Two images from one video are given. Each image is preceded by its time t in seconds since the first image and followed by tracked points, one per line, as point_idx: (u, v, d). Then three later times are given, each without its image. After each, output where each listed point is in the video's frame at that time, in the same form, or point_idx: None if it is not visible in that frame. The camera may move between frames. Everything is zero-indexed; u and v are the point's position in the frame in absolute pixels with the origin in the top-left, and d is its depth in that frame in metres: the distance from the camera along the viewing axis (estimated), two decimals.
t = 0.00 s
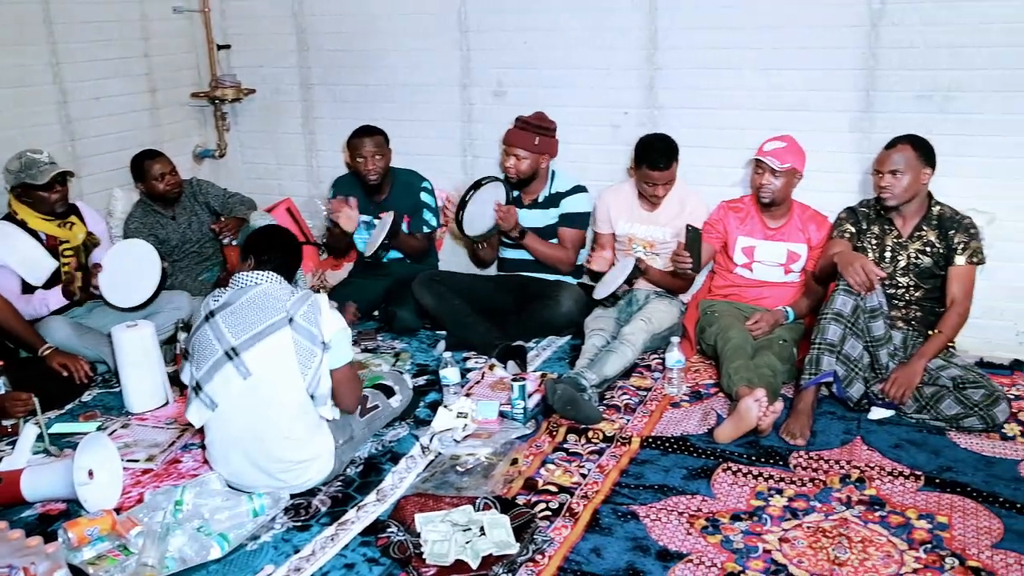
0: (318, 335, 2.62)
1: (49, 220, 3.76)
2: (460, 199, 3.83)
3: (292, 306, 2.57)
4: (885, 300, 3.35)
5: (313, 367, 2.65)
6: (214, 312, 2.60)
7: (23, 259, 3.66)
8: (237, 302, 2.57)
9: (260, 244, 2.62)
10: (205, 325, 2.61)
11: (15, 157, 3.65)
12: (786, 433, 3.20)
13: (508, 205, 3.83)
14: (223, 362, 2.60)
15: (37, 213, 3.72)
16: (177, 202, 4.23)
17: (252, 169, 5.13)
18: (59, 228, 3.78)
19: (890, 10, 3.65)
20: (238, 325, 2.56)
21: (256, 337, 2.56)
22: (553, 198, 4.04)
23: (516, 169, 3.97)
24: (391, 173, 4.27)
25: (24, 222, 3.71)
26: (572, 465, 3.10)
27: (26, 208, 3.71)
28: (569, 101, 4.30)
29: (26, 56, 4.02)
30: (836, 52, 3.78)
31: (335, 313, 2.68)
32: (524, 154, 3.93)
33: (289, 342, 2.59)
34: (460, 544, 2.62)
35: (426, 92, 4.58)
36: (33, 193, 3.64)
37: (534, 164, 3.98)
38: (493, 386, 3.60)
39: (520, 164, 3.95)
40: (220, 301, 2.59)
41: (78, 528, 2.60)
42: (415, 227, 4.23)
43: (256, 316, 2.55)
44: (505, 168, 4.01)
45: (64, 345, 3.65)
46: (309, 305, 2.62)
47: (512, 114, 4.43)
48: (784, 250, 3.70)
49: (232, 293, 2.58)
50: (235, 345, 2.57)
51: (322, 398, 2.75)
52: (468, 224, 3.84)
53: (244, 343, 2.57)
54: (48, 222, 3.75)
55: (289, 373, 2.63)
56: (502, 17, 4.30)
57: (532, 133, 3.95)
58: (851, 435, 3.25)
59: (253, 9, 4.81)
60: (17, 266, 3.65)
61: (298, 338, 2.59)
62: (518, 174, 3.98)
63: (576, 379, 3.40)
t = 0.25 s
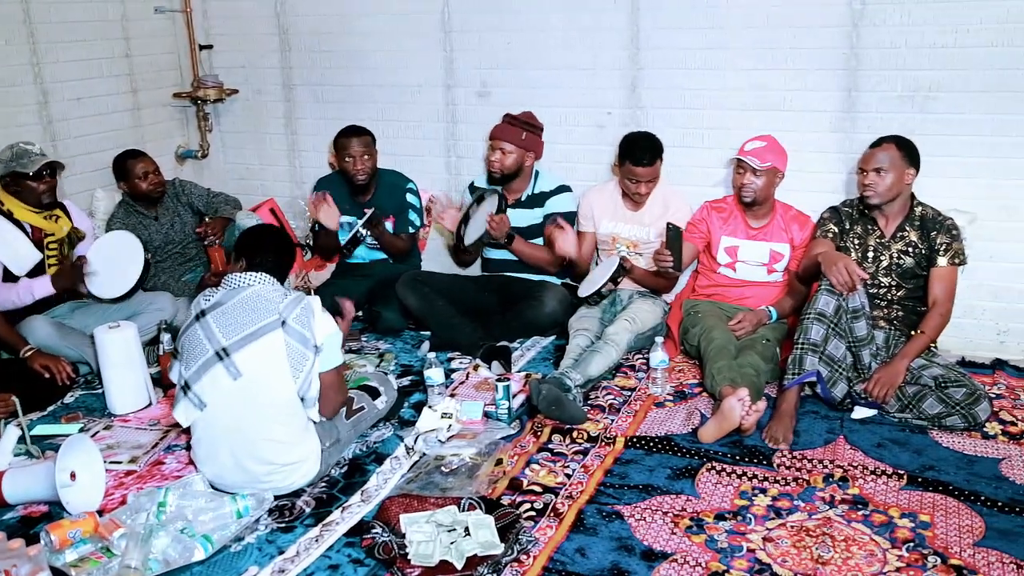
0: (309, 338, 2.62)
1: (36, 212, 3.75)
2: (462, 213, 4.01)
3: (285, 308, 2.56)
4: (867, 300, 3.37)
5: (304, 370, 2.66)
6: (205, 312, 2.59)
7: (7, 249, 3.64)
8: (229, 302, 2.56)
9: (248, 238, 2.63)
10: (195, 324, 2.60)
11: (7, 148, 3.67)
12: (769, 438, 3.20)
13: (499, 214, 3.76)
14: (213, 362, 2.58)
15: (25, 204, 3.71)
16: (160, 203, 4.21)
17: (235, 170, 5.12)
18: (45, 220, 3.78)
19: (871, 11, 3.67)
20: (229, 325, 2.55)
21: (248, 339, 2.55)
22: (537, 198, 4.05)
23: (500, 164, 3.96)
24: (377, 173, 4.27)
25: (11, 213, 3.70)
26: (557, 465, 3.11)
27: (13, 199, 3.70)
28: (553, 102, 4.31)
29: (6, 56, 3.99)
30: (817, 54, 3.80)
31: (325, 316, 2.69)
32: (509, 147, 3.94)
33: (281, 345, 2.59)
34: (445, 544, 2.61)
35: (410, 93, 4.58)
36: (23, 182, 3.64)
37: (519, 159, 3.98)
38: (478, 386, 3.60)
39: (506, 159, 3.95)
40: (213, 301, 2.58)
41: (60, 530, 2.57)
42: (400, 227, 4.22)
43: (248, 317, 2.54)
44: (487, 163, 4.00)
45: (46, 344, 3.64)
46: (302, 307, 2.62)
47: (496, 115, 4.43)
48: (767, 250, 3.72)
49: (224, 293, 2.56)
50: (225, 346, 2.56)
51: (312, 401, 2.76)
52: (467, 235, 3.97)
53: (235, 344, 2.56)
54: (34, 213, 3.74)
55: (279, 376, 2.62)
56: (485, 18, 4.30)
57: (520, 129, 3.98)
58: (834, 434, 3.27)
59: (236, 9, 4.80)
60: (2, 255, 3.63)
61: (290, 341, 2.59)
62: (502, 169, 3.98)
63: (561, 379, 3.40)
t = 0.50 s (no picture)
0: (299, 340, 2.60)
1: (51, 209, 3.84)
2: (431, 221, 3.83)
3: (275, 310, 2.54)
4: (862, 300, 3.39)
5: (294, 372, 2.64)
6: (196, 313, 2.58)
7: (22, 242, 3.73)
8: (220, 304, 2.54)
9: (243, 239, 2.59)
10: (187, 326, 2.59)
11: (33, 146, 3.80)
12: (764, 433, 3.22)
13: (480, 219, 3.85)
14: (204, 364, 2.58)
15: (44, 200, 3.80)
16: (155, 204, 4.21)
17: (228, 170, 5.11)
18: (60, 219, 3.88)
19: (864, 11, 3.68)
20: (219, 327, 2.54)
21: (237, 341, 2.54)
22: (531, 198, 4.05)
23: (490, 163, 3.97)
24: (370, 174, 4.26)
25: (26, 205, 3.78)
26: (551, 465, 3.11)
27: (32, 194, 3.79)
28: (547, 101, 4.31)
29: None
30: (810, 54, 3.81)
31: (317, 317, 2.65)
32: (500, 147, 3.95)
33: (270, 347, 2.57)
34: (440, 545, 2.61)
35: (404, 93, 4.58)
36: (45, 176, 3.73)
37: (509, 160, 3.99)
38: (472, 387, 3.60)
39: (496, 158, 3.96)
40: (203, 303, 2.57)
41: (54, 532, 2.55)
42: (394, 228, 4.22)
43: (237, 319, 2.53)
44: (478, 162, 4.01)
45: (39, 342, 3.63)
46: (293, 309, 2.59)
47: (490, 115, 4.43)
48: (761, 250, 3.72)
49: (215, 295, 2.55)
50: (215, 348, 2.55)
51: (303, 405, 2.71)
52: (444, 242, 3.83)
53: (225, 346, 2.55)
54: (49, 210, 3.83)
55: (269, 378, 2.61)
56: (479, 18, 4.30)
57: (511, 129, 3.99)
58: (828, 434, 3.28)
59: (229, 9, 4.79)
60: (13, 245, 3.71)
61: (279, 344, 2.57)
62: (491, 169, 3.98)
63: (555, 379, 3.40)
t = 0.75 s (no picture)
0: (290, 339, 2.63)
1: (67, 207, 3.87)
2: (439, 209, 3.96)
3: (262, 310, 2.57)
4: (854, 300, 3.37)
5: (286, 371, 2.67)
6: (182, 318, 2.59)
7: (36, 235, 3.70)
8: (206, 308, 2.55)
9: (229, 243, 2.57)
10: (173, 332, 2.59)
11: (56, 147, 3.88)
12: (757, 437, 3.21)
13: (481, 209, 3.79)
14: (194, 369, 2.58)
15: (61, 197, 3.83)
16: (149, 206, 4.19)
17: (221, 171, 5.10)
18: (75, 218, 3.90)
19: (857, 11, 3.69)
20: (207, 331, 2.54)
21: (227, 343, 2.55)
22: (523, 195, 4.06)
23: (483, 160, 3.99)
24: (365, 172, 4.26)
25: (42, 201, 3.81)
26: (546, 465, 3.11)
27: (49, 190, 3.82)
28: (540, 101, 4.31)
29: None
30: (803, 54, 3.81)
31: (304, 315, 2.69)
32: (494, 143, 3.96)
33: (261, 348, 2.59)
34: (434, 545, 2.61)
35: (397, 93, 4.58)
36: (63, 175, 3.79)
37: (503, 155, 3.99)
38: (466, 387, 3.60)
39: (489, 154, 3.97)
40: (189, 307, 2.57)
41: (47, 534, 2.54)
42: (388, 227, 4.21)
43: (225, 322, 2.54)
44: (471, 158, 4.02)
45: (33, 338, 3.61)
46: (280, 309, 2.62)
47: (484, 115, 4.43)
48: (755, 250, 3.73)
49: (200, 299, 2.56)
50: (205, 352, 2.56)
51: (295, 402, 2.78)
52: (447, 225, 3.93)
53: (215, 349, 2.55)
54: (65, 208, 3.85)
55: (261, 379, 2.62)
56: (473, 18, 4.30)
57: (504, 124, 4.00)
58: (822, 433, 3.28)
59: (222, 9, 4.78)
60: (26, 237, 3.68)
61: (270, 343, 2.59)
62: (485, 163, 3.99)
63: (549, 380, 3.40)
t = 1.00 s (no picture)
0: (270, 337, 2.59)
1: (71, 209, 3.89)
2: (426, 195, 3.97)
3: (242, 309, 2.55)
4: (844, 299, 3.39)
5: (268, 370, 2.63)
6: (162, 320, 2.57)
7: (41, 233, 3.70)
8: (185, 309, 2.54)
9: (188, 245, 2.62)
10: (153, 334, 2.57)
11: (65, 149, 3.93)
12: (748, 433, 3.23)
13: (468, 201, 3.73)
14: (176, 371, 2.56)
15: (66, 197, 3.86)
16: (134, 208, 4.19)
17: (211, 172, 5.09)
18: (78, 220, 3.91)
19: (845, 11, 3.70)
20: (187, 332, 2.53)
21: (208, 344, 2.53)
22: (513, 196, 4.05)
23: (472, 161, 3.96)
24: (354, 173, 4.25)
25: (47, 200, 3.85)
26: (536, 465, 3.11)
27: (53, 191, 3.86)
28: (530, 102, 4.31)
29: None
30: (791, 54, 3.83)
31: (285, 313, 2.65)
32: (481, 144, 3.95)
33: (241, 348, 2.57)
34: (425, 546, 2.60)
35: (387, 93, 4.57)
36: (68, 175, 3.83)
37: (490, 156, 3.98)
38: (456, 387, 3.60)
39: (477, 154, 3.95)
40: (168, 309, 2.56)
41: (35, 537, 2.53)
42: (377, 228, 4.22)
43: (205, 323, 2.53)
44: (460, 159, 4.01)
45: (22, 335, 3.62)
46: (260, 307, 2.59)
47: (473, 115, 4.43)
48: (745, 250, 3.74)
49: (179, 300, 2.55)
50: (186, 353, 2.55)
51: (279, 401, 2.72)
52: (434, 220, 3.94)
53: (196, 350, 2.54)
54: (69, 209, 3.88)
55: (244, 378, 2.61)
56: (462, 19, 4.30)
57: (488, 124, 3.99)
58: (812, 432, 3.29)
59: (211, 9, 4.77)
60: (32, 236, 3.68)
61: (250, 342, 2.57)
62: (473, 165, 3.97)
63: (539, 379, 3.41)
